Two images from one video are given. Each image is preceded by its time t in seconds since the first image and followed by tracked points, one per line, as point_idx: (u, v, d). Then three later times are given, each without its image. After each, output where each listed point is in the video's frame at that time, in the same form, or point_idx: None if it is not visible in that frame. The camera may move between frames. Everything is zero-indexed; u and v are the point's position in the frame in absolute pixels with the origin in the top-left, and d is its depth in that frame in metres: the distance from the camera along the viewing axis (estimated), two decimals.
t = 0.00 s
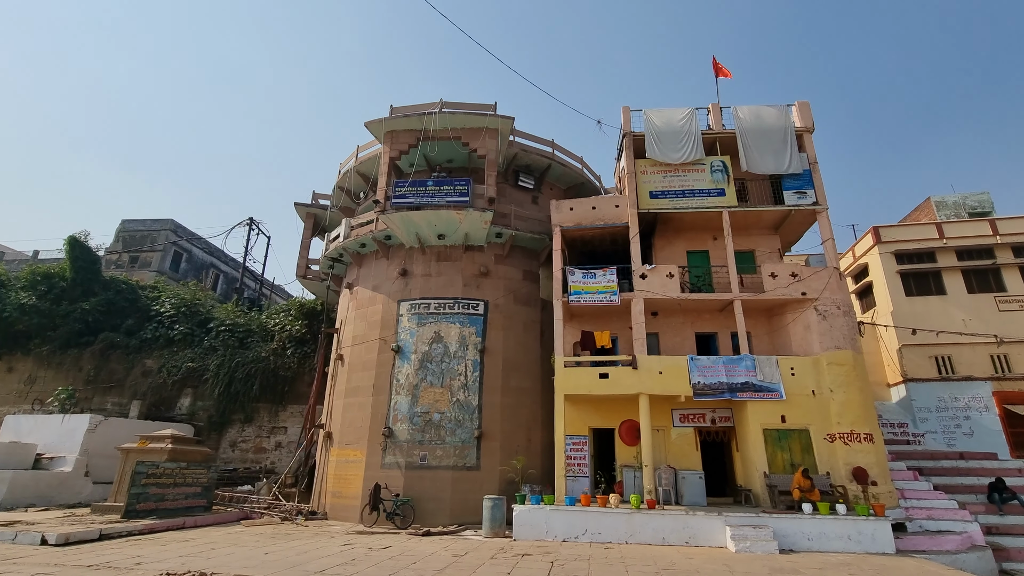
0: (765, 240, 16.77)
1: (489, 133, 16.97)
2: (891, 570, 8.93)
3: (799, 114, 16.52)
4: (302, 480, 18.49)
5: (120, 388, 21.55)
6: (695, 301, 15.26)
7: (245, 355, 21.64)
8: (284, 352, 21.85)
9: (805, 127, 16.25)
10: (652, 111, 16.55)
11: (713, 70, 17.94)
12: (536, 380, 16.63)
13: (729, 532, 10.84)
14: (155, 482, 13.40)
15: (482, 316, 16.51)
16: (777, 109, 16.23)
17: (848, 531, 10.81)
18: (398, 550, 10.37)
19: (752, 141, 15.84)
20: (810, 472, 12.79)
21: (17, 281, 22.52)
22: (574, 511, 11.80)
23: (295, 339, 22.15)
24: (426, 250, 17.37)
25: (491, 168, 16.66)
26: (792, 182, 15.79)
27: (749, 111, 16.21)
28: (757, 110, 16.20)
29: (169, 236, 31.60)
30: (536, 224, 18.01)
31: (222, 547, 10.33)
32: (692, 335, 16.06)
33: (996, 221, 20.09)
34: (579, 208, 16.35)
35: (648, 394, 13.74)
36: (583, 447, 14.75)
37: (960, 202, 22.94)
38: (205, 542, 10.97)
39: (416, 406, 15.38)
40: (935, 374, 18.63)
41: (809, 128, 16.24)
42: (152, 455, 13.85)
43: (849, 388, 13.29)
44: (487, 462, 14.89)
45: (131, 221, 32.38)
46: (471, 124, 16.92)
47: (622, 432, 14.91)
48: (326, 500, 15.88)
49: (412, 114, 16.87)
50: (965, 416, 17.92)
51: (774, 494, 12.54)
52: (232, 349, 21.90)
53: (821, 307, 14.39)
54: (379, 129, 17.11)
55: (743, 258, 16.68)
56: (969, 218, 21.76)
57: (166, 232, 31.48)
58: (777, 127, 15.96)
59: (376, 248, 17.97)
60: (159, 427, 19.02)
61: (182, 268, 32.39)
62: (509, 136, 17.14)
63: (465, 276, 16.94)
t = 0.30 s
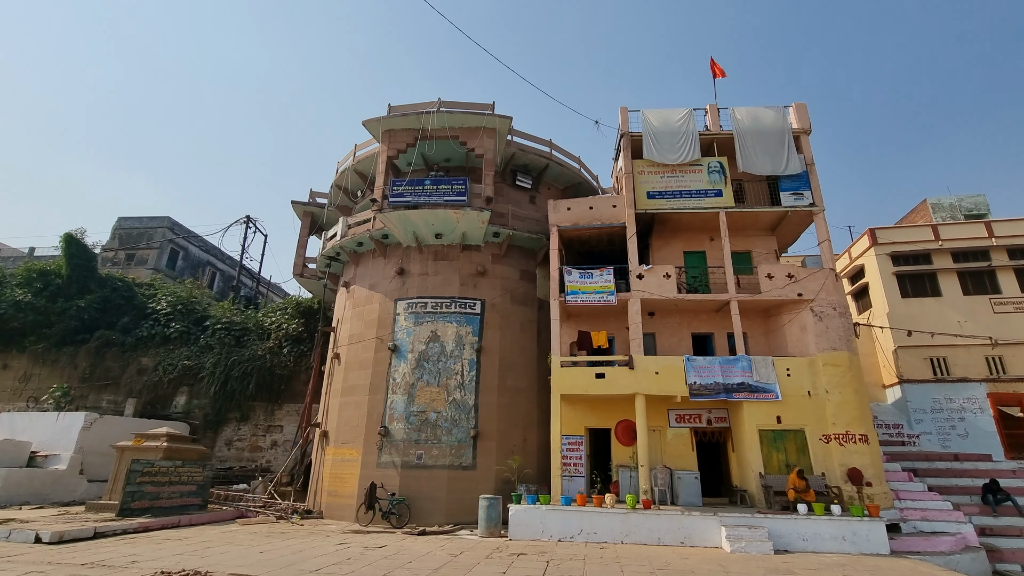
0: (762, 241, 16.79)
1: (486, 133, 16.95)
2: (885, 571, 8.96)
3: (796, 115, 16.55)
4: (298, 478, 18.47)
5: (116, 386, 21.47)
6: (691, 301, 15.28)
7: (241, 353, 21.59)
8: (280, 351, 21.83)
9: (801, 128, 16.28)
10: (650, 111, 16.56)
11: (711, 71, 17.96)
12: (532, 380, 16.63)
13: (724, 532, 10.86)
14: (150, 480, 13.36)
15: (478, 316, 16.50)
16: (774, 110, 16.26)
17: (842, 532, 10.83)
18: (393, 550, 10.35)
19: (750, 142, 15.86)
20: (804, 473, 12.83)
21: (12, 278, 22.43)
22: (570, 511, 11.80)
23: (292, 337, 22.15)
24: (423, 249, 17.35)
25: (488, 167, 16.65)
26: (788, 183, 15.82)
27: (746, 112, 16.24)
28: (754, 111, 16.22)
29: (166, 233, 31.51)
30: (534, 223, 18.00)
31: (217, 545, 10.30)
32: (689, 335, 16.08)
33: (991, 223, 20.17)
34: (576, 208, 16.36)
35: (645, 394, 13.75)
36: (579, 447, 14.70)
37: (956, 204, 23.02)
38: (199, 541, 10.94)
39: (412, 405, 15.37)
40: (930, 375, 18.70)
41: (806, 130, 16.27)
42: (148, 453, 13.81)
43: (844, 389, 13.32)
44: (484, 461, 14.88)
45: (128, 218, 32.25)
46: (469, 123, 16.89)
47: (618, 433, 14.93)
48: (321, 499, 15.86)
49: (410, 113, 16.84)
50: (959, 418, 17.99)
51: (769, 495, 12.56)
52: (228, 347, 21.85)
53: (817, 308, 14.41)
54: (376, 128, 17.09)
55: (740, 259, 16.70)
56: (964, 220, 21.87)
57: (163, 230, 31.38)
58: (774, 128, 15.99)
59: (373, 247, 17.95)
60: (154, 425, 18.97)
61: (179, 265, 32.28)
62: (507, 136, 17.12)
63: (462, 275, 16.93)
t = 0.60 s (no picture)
0: (752, 241, 16.90)
1: (480, 131, 16.91)
2: (871, 568, 9.07)
3: (787, 116, 16.66)
4: (288, 477, 18.40)
5: (104, 383, 21.23)
6: (682, 301, 15.35)
7: (232, 350, 21.46)
8: (271, 348, 21.74)
9: (793, 129, 16.38)
10: (642, 111, 16.60)
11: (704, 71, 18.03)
12: (524, 378, 16.66)
13: (713, 530, 10.93)
14: (139, 478, 13.25)
15: (471, 314, 16.49)
16: (765, 111, 16.37)
17: (829, 529, 10.94)
18: (384, 548, 10.33)
19: (742, 142, 15.94)
20: (793, 471, 12.95)
21: None
22: (561, 509, 11.83)
23: (283, 335, 22.08)
24: (416, 247, 17.31)
25: (481, 165, 16.63)
26: (779, 183, 15.93)
27: (738, 113, 16.33)
28: (746, 112, 16.32)
29: (156, 229, 31.19)
30: (526, 222, 18.00)
31: (205, 544, 10.23)
32: (680, 335, 16.16)
33: (978, 225, 20.43)
34: (569, 207, 16.38)
35: (636, 392, 13.81)
36: (570, 445, 14.85)
37: (944, 205, 23.29)
38: (188, 539, 10.86)
39: (404, 403, 15.34)
40: (918, 375, 18.92)
41: (797, 131, 16.38)
42: (136, 451, 13.68)
43: (833, 388, 13.44)
44: (475, 459, 14.89)
45: (117, 213, 31.87)
46: (462, 121, 16.83)
47: (609, 431, 14.96)
48: (312, 497, 15.80)
49: (403, 110, 16.77)
50: (946, 417, 18.22)
51: (758, 493, 12.65)
52: (218, 344, 21.72)
53: (807, 308, 14.53)
54: (369, 124, 17.00)
55: (731, 259, 16.80)
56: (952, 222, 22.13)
57: (153, 225, 31.06)
58: (766, 129, 16.10)
59: (365, 245, 17.87)
60: (143, 422, 18.81)
61: (168, 261, 31.97)
62: (500, 134, 17.10)
63: (454, 273, 16.91)
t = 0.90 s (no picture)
0: (745, 240, 16.99)
1: (474, 127, 16.85)
2: (859, 563, 9.18)
3: (780, 115, 16.74)
4: (280, 473, 18.34)
5: (93, 379, 21.03)
6: (675, 298, 15.42)
7: (223, 346, 21.33)
8: (263, 345, 21.64)
9: (786, 127, 16.47)
10: (637, 108, 16.61)
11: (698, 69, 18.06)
12: (517, 375, 16.67)
13: (704, 526, 11.02)
14: (129, 475, 13.16)
15: (464, 310, 16.47)
16: (759, 109, 16.44)
17: (818, 525, 11.06)
18: (376, 544, 10.34)
19: (735, 141, 16.01)
20: (783, 468, 13.06)
21: None
22: (553, 505, 11.87)
23: (275, 331, 21.97)
24: (409, 243, 17.25)
25: (476, 161, 16.58)
26: (772, 182, 16.02)
27: (731, 111, 16.39)
28: (739, 110, 16.38)
29: (146, 224, 30.89)
30: (520, 219, 17.98)
31: (196, 540, 10.18)
32: (673, 332, 16.24)
33: (967, 224, 20.65)
34: (563, 204, 16.38)
35: (629, 389, 13.88)
36: (562, 442, 14.77)
37: (934, 205, 23.52)
38: (179, 535, 10.81)
39: (397, 400, 15.32)
40: (907, 372, 19.14)
41: (790, 129, 16.46)
42: (126, 447, 13.77)
43: (823, 385, 13.57)
44: (468, 456, 14.90)
45: (107, 208, 31.53)
46: (456, 117, 16.76)
47: (602, 428, 15.04)
48: (304, 494, 15.76)
49: (397, 105, 16.70)
50: (934, 414, 18.44)
51: (748, 489, 12.64)
52: (210, 340, 21.58)
53: (798, 306, 14.64)
54: (363, 120, 16.89)
55: (724, 257, 16.89)
56: (942, 222, 22.35)
57: (143, 220, 30.76)
58: (759, 127, 16.17)
59: (358, 241, 17.79)
60: (133, 419, 18.67)
61: (159, 257, 31.68)
62: (494, 131, 17.06)
63: (448, 270, 16.88)
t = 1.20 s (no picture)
0: (737, 235, 17.07)
1: (467, 121, 16.79)
2: (847, 555, 9.30)
3: (773, 111, 16.78)
4: (274, 468, 18.30)
5: (84, 374, 20.86)
6: (668, 294, 15.48)
7: (215, 341, 21.21)
8: (255, 340, 21.54)
9: (778, 123, 16.52)
10: (630, 103, 16.59)
11: (691, 64, 18.06)
12: (511, 370, 16.70)
13: (696, 519, 11.13)
14: (120, 470, 13.07)
15: (457, 305, 16.46)
16: (752, 105, 16.48)
17: (808, 517, 11.20)
18: (370, 539, 10.35)
19: (728, 136, 16.05)
20: (774, 461, 13.20)
21: None
22: (546, 499, 11.93)
23: (268, 326, 21.87)
24: (403, 238, 17.19)
25: (469, 156, 16.53)
26: (764, 177, 16.08)
27: (725, 107, 16.41)
28: (733, 105, 16.41)
29: (136, 218, 30.56)
30: (514, 214, 17.97)
31: (189, 536, 10.16)
32: (666, 327, 16.31)
33: (956, 220, 20.86)
34: (557, 199, 16.37)
35: (622, 384, 13.95)
36: (556, 436, 14.95)
37: (924, 201, 23.73)
38: (171, 531, 10.77)
39: (390, 395, 15.31)
40: (896, 367, 19.37)
41: (783, 125, 16.52)
42: (117, 443, 13.93)
43: (814, 379, 13.70)
44: (461, 451, 14.94)
45: (96, 202, 31.14)
46: (450, 111, 16.69)
47: (595, 423, 15.11)
48: (297, 489, 15.75)
49: (390, 99, 16.58)
50: (922, 408, 18.69)
51: (739, 483, 12.74)
52: (202, 335, 21.44)
53: (789, 301, 14.74)
54: (356, 113, 16.78)
55: (716, 252, 16.96)
56: (932, 217, 22.55)
57: (133, 214, 30.43)
58: (752, 123, 16.22)
59: (351, 235, 17.72)
60: (124, 414, 18.54)
61: (150, 251, 31.38)
62: (488, 125, 17.00)
63: (441, 265, 16.84)
